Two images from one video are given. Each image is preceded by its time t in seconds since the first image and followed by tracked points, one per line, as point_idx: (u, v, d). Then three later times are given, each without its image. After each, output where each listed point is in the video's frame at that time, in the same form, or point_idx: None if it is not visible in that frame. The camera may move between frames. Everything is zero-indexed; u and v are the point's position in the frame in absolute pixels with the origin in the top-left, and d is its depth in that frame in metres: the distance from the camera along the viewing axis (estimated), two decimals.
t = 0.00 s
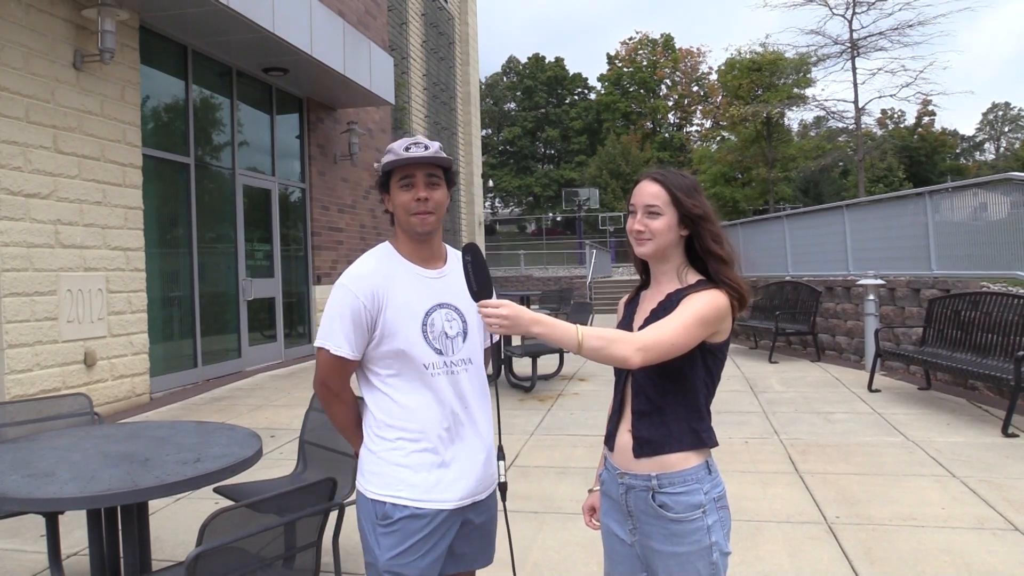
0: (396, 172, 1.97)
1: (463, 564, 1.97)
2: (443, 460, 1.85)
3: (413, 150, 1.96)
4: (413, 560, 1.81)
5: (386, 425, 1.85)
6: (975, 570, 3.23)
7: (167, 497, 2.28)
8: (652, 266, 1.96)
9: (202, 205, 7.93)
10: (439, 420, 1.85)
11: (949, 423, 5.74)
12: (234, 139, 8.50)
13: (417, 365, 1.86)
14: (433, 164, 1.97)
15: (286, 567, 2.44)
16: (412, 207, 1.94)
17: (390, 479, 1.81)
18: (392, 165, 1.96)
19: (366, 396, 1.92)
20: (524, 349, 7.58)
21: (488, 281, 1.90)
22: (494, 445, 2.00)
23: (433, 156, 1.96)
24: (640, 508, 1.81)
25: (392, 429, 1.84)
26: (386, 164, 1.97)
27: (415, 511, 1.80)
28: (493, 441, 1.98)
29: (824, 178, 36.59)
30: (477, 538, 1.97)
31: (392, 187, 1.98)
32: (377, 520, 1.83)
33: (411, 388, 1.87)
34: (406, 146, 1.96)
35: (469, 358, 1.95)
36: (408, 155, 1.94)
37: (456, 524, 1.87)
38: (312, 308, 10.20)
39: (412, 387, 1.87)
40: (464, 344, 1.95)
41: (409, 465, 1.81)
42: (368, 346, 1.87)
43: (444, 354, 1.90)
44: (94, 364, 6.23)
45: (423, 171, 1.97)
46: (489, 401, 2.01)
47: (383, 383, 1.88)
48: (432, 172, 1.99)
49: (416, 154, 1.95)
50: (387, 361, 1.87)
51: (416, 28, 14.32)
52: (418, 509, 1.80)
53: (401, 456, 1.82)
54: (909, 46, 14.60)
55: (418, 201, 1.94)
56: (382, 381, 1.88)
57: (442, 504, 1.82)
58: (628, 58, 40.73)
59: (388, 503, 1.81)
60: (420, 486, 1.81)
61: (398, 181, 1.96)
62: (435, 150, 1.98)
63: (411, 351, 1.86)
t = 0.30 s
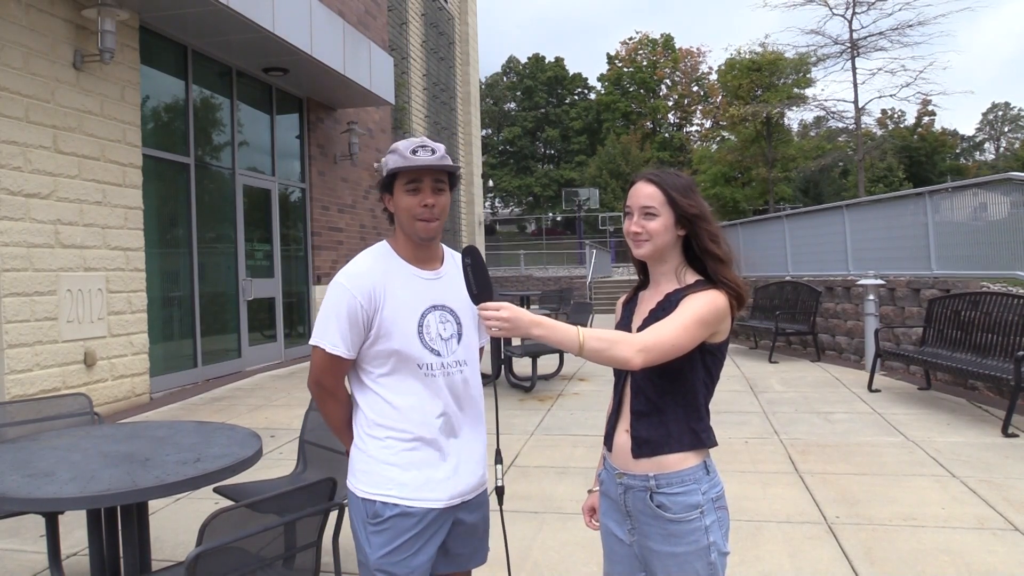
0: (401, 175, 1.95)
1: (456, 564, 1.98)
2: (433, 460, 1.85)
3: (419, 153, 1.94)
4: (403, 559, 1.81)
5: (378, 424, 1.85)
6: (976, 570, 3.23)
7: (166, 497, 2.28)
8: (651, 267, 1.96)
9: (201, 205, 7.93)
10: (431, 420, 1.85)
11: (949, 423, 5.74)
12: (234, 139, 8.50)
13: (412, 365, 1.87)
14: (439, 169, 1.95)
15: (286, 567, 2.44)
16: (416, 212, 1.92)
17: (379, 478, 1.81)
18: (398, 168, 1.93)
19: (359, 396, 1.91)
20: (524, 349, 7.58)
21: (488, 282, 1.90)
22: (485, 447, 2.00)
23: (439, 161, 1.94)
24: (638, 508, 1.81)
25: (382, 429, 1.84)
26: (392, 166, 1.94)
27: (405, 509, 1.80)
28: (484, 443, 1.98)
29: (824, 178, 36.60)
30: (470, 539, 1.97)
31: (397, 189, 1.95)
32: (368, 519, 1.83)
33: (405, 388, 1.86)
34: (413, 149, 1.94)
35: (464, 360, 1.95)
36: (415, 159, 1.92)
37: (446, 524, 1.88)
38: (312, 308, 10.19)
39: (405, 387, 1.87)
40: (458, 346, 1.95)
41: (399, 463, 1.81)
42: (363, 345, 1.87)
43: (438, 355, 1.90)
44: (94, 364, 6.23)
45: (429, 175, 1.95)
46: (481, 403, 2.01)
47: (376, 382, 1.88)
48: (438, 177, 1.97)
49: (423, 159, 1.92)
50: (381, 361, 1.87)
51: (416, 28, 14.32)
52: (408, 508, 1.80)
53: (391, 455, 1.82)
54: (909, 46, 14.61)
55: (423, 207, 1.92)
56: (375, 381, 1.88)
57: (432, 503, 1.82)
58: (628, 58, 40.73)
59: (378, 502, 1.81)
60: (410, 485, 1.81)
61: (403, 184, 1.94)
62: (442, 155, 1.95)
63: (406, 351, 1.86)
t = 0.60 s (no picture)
0: (398, 178, 1.94)
1: (453, 565, 1.97)
2: (429, 460, 1.84)
3: (417, 156, 1.92)
4: (400, 560, 1.82)
5: (374, 424, 1.85)
6: (976, 569, 3.23)
7: (166, 497, 2.28)
8: (651, 267, 1.96)
9: (201, 205, 7.93)
10: (426, 420, 1.85)
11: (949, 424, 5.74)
12: (234, 139, 8.50)
13: (407, 365, 1.86)
14: (437, 172, 1.94)
15: (286, 567, 2.44)
16: (414, 217, 1.92)
17: (376, 478, 1.81)
18: (395, 171, 1.92)
19: (355, 396, 1.91)
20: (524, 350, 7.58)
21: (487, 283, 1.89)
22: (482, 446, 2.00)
23: (437, 164, 1.93)
24: (637, 508, 1.81)
25: (378, 429, 1.84)
26: (389, 169, 1.93)
27: (401, 510, 1.80)
28: (480, 442, 1.98)
29: (825, 178, 36.60)
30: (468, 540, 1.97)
31: (395, 192, 1.94)
32: (364, 520, 1.83)
33: (400, 388, 1.86)
34: (410, 152, 1.92)
35: (460, 360, 1.95)
36: (413, 163, 1.91)
37: (443, 525, 1.88)
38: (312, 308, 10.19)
39: (401, 387, 1.86)
40: (455, 345, 1.95)
41: (395, 464, 1.81)
42: (359, 345, 1.87)
43: (435, 355, 1.90)
44: (94, 364, 6.23)
45: (427, 179, 1.94)
46: (478, 402, 2.01)
47: (372, 382, 1.88)
48: (435, 181, 1.96)
49: (421, 163, 1.91)
50: (377, 361, 1.87)
51: (416, 28, 14.32)
52: (404, 509, 1.80)
53: (387, 456, 1.82)
54: (909, 46, 14.62)
55: (420, 211, 1.92)
56: (371, 381, 1.88)
57: (428, 504, 1.81)
58: (628, 58, 40.72)
59: (375, 503, 1.81)
60: (406, 485, 1.81)
61: (400, 189, 1.93)
62: (440, 158, 1.94)
63: (402, 351, 1.86)
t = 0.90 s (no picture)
0: (395, 181, 1.92)
1: (453, 567, 1.97)
2: (427, 460, 1.84)
3: (414, 159, 1.91)
4: (397, 561, 1.81)
5: (371, 424, 1.85)
6: (976, 570, 3.23)
7: (166, 497, 2.28)
8: (652, 267, 1.96)
9: (201, 205, 7.93)
10: (424, 420, 1.85)
11: (949, 424, 5.74)
12: (234, 139, 8.50)
13: (405, 365, 1.86)
14: (434, 175, 1.93)
15: (286, 567, 2.43)
16: (411, 220, 1.91)
17: (373, 479, 1.82)
18: (392, 174, 1.91)
19: (353, 396, 1.92)
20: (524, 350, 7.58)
21: (485, 282, 1.90)
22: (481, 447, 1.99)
23: (434, 167, 1.92)
24: (637, 509, 1.81)
25: (376, 429, 1.84)
26: (385, 171, 1.92)
27: (399, 511, 1.80)
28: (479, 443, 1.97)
29: (825, 178, 36.59)
30: (468, 542, 1.96)
31: (391, 196, 1.94)
32: (363, 520, 1.83)
33: (397, 388, 1.86)
34: (407, 154, 1.91)
35: (459, 360, 1.95)
36: (410, 166, 1.90)
37: (442, 526, 1.87)
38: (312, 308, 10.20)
39: (398, 388, 1.86)
40: (453, 346, 1.95)
41: (393, 464, 1.81)
42: (356, 346, 1.87)
43: (433, 355, 1.89)
44: (94, 364, 6.23)
45: (425, 182, 1.93)
46: (477, 403, 2.00)
47: (370, 383, 1.88)
48: (432, 183, 1.95)
49: (418, 166, 1.90)
50: (375, 361, 1.87)
51: (416, 28, 14.32)
52: (402, 509, 1.80)
53: (385, 456, 1.82)
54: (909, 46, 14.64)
55: (418, 214, 1.91)
56: (369, 381, 1.88)
57: (427, 505, 1.81)
58: (628, 58, 40.72)
59: (373, 504, 1.81)
60: (404, 486, 1.80)
61: (397, 191, 1.92)
62: (437, 161, 1.93)
63: (399, 351, 1.86)
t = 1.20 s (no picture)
0: (396, 184, 1.91)
1: (454, 568, 1.97)
2: (428, 461, 1.84)
3: (415, 162, 1.90)
4: (398, 561, 1.81)
5: (372, 425, 1.85)
6: (975, 570, 3.23)
7: (166, 497, 2.28)
8: (652, 267, 1.96)
9: (201, 205, 7.93)
10: (424, 421, 1.85)
11: (949, 424, 5.74)
12: (234, 139, 8.50)
13: (405, 366, 1.87)
14: (434, 178, 1.92)
15: (286, 567, 2.43)
16: (410, 224, 1.90)
17: (374, 479, 1.82)
18: (392, 177, 1.90)
19: (354, 397, 1.92)
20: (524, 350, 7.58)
21: (485, 282, 1.90)
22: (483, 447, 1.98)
23: (435, 171, 1.91)
24: (637, 509, 1.81)
25: (377, 430, 1.85)
26: (386, 175, 1.91)
27: (399, 512, 1.80)
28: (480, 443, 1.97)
29: (825, 178, 36.58)
30: (469, 542, 1.96)
31: (392, 199, 1.93)
32: (363, 520, 1.83)
33: (397, 389, 1.87)
34: (407, 157, 1.90)
35: (460, 362, 1.95)
36: (410, 170, 1.89)
37: (443, 526, 1.87)
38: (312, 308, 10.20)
39: (398, 389, 1.87)
40: (454, 348, 1.94)
41: (393, 464, 1.82)
42: (356, 347, 1.87)
43: (434, 357, 1.89)
44: (94, 364, 6.23)
45: (425, 186, 1.92)
46: (478, 404, 2.00)
47: (371, 384, 1.88)
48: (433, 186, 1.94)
49: (418, 170, 1.89)
50: (375, 363, 1.87)
51: (416, 28, 14.32)
52: (402, 510, 1.80)
53: (385, 457, 1.82)
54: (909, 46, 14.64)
55: (417, 218, 1.90)
56: (369, 382, 1.88)
57: (427, 505, 1.81)
58: (628, 58, 40.71)
59: (373, 504, 1.81)
60: (404, 487, 1.80)
61: (397, 195, 1.92)
62: (438, 164, 1.92)
63: (399, 353, 1.86)
